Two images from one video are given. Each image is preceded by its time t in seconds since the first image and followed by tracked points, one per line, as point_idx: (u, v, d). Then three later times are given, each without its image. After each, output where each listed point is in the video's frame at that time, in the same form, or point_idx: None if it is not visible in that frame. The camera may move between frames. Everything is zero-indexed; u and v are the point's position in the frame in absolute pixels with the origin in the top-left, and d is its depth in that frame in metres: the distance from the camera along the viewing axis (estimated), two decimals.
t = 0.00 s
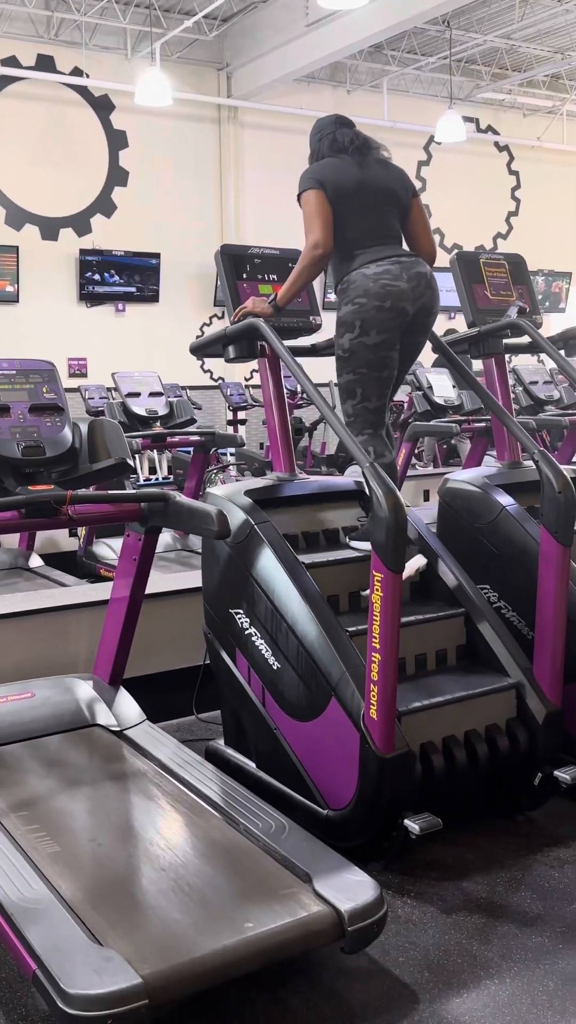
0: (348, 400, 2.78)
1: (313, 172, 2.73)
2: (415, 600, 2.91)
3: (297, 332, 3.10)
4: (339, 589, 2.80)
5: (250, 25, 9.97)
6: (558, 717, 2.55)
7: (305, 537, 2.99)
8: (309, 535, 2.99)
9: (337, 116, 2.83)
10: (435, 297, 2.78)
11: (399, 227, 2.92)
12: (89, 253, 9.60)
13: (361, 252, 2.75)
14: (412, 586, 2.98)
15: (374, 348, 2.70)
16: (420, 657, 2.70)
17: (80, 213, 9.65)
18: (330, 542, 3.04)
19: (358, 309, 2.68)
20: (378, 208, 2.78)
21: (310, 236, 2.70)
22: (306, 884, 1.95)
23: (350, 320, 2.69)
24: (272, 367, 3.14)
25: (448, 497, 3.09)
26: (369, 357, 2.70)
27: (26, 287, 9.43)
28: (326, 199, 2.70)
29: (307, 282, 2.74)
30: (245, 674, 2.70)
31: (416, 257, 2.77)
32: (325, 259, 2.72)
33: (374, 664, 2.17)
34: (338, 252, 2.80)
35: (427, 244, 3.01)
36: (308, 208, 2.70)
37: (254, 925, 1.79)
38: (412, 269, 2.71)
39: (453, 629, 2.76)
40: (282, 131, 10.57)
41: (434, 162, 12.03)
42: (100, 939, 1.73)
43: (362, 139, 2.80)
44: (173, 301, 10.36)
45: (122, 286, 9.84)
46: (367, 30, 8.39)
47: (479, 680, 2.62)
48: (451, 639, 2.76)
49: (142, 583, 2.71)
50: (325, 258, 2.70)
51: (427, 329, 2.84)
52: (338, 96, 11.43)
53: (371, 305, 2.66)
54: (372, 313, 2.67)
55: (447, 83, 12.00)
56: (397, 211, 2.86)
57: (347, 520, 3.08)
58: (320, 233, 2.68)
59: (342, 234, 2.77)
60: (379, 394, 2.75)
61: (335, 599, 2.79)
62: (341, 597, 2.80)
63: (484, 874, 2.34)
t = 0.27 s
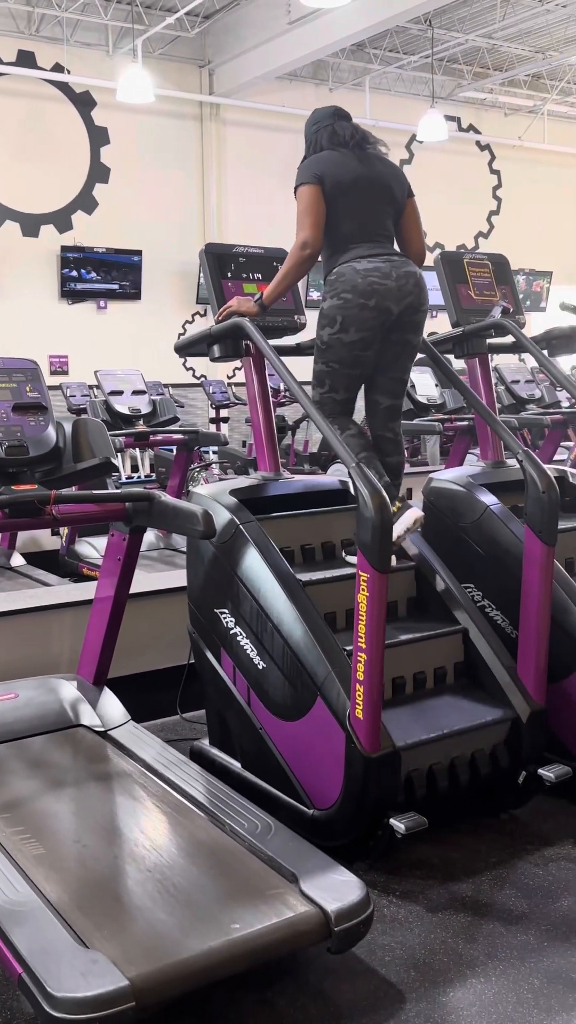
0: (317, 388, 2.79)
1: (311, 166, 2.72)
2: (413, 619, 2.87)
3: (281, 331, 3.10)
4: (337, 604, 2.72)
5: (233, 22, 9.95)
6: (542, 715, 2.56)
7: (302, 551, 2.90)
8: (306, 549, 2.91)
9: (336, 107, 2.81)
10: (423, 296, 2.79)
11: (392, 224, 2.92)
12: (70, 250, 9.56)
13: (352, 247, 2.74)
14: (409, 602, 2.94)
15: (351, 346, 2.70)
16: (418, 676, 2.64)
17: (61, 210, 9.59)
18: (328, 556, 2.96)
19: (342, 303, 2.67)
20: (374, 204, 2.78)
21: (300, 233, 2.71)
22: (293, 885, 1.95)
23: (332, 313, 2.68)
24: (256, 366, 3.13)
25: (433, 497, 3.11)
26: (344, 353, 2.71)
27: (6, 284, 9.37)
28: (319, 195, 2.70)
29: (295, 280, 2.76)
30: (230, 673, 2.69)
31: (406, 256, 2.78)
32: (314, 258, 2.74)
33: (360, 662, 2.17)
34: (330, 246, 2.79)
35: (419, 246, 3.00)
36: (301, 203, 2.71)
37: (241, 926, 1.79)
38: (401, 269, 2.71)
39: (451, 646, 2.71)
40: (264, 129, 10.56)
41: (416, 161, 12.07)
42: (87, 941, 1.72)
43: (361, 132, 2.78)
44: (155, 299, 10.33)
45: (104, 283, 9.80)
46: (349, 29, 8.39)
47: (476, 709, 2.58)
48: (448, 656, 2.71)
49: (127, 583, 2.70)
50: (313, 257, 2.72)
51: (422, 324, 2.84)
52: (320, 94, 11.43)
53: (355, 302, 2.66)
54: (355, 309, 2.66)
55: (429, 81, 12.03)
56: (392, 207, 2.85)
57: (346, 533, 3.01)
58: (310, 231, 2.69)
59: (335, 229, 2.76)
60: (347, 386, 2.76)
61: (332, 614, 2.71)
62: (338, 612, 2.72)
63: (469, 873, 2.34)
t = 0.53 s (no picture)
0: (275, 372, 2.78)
1: (299, 175, 2.70)
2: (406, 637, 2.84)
3: (259, 330, 3.09)
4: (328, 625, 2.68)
5: (208, 20, 9.92)
6: (520, 715, 2.57)
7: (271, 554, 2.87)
8: (297, 565, 2.86)
9: (322, 115, 2.80)
10: (405, 309, 2.79)
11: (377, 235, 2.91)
12: (45, 247, 9.48)
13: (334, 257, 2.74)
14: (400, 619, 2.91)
15: (325, 353, 2.69)
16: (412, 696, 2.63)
17: (35, 207, 9.51)
18: (320, 572, 2.91)
19: (321, 312, 2.65)
20: (359, 216, 2.78)
21: (285, 245, 2.69)
22: (273, 887, 1.94)
23: (309, 318, 2.67)
24: (235, 365, 3.09)
25: (412, 497, 3.11)
26: (311, 353, 2.71)
27: None
28: (306, 206, 2.69)
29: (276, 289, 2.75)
30: (208, 674, 2.68)
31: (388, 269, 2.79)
32: (297, 270, 2.72)
33: (340, 664, 2.17)
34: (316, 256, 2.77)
35: (402, 256, 3.00)
36: (287, 214, 2.69)
37: (221, 929, 1.78)
38: (383, 283, 2.72)
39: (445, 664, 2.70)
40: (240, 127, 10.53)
41: (391, 161, 12.09)
42: (65, 945, 1.70)
43: (348, 144, 2.77)
44: (131, 297, 10.28)
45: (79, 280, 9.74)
46: (325, 27, 8.38)
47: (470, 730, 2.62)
48: (440, 676, 2.70)
49: (103, 585, 2.68)
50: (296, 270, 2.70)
51: (404, 339, 2.85)
52: (296, 93, 11.41)
53: (335, 312, 2.65)
54: (334, 320, 2.66)
55: (405, 81, 12.05)
56: (376, 219, 2.85)
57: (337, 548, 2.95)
58: (295, 244, 2.67)
59: (320, 240, 2.75)
60: (301, 377, 2.76)
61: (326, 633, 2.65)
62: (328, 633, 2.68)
63: (449, 873, 2.35)
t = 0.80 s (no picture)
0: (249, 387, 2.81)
1: (273, 188, 2.69)
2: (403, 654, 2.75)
3: (239, 329, 3.08)
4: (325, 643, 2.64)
5: (188, 18, 9.90)
6: (501, 714, 2.57)
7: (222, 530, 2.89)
8: (291, 582, 2.79)
9: (297, 124, 2.78)
10: (375, 323, 2.80)
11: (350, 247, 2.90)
12: (23, 246, 9.42)
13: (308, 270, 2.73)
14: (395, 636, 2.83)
15: (296, 365, 2.71)
16: (408, 715, 2.50)
17: (13, 205, 9.45)
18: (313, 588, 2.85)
19: (293, 321, 2.66)
20: (332, 230, 2.77)
21: (265, 255, 2.67)
22: (255, 888, 1.93)
23: (282, 328, 2.68)
24: (215, 364, 3.11)
25: (392, 497, 3.11)
26: (286, 365, 2.72)
27: None
28: (284, 217, 2.67)
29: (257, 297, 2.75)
30: (189, 675, 2.67)
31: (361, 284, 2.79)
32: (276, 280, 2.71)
33: (321, 664, 2.17)
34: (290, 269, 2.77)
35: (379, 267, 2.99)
36: (265, 224, 2.67)
37: (202, 931, 1.77)
38: (356, 296, 2.73)
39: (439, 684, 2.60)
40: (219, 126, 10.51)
41: (371, 161, 12.10)
42: (45, 948, 1.69)
43: (320, 158, 2.76)
44: (110, 295, 10.23)
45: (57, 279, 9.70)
46: (305, 26, 8.38)
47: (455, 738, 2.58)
48: (437, 695, 2.59)
49: (83, 585, 2.66)
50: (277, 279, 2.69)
51: (372, 354, 2.84)
52: (276, 92, 11.41)
53: (307, 321, 2.66)
54: (307, 330, 2.66)
55: (384, 81, 12.08)
56: (349, 231, 2.85)
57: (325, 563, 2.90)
58: (276, 253, 2.66)
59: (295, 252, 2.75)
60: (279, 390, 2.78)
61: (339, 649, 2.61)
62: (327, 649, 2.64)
63: (430, 872, 2.35)
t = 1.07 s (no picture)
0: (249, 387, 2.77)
1: (239, 164, 2.69)
2: (399, 676, 2.73)
3: (221, 332, 3.07)
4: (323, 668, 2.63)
5: (171, 20, 9.89)
6: (485, 716, 2.58)
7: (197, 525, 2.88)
8: (286, 603, 2.78)
9: (264, 98, 2.77)
10: (349, 300, 2.79)
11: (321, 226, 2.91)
12: (5, 247, 9.38)
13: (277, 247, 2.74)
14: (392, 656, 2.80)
15: (278, 342, 2.68)
16: (402, 744, 2.50)
17: None
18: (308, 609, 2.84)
19: (268, 298, 2.65)
20: (302, 205, 2.77)
21: (232, 237, 2.69)
22: (238, 893, 1.93)
23: (258, 308, 2.66)
24: (198, 367, 3.10)
25: (376, 500, 3.12)
26: (272, 347, 2.69)
27: None
28: (250, 196, 2.68)
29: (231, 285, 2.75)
30: (173, 679, 2.66)
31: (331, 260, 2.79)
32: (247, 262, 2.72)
33: (305, 668, 2.16)
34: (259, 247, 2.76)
35: (345, 246, 3.00)
36: (231, 205, 2.68)
37: (185, 937, 1.76)
38: (328, 272, 2.72)
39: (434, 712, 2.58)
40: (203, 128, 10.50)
41: (354, 163, 12.12)
42: (26, 956, 1.67)
43: (289, 132, 2.76)
44: (93, 297, 10.20)
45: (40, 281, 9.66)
46: (288, 30, 8.38)
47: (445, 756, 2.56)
48: (431, 722, 2.58)
49: (66, 589, 2.65)
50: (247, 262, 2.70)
51: (348, 332, 2.84)
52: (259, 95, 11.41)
53: (281, 297, 2.64)
54: (282, 305, 2.64)
55: (367, 84, 12.11)
56: (320, 208, 2.85)
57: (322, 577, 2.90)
58: (243, 234, 2.67)
59: (265, 230, 2.74)
60: (278, 385, 2.73)
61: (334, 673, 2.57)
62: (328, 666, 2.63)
63: (414, 876, 2.35)
